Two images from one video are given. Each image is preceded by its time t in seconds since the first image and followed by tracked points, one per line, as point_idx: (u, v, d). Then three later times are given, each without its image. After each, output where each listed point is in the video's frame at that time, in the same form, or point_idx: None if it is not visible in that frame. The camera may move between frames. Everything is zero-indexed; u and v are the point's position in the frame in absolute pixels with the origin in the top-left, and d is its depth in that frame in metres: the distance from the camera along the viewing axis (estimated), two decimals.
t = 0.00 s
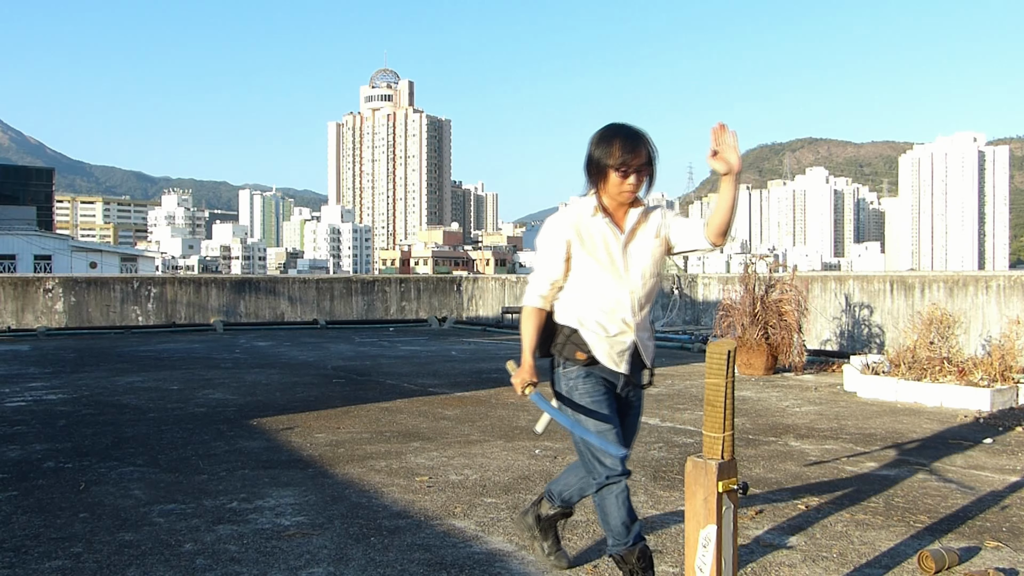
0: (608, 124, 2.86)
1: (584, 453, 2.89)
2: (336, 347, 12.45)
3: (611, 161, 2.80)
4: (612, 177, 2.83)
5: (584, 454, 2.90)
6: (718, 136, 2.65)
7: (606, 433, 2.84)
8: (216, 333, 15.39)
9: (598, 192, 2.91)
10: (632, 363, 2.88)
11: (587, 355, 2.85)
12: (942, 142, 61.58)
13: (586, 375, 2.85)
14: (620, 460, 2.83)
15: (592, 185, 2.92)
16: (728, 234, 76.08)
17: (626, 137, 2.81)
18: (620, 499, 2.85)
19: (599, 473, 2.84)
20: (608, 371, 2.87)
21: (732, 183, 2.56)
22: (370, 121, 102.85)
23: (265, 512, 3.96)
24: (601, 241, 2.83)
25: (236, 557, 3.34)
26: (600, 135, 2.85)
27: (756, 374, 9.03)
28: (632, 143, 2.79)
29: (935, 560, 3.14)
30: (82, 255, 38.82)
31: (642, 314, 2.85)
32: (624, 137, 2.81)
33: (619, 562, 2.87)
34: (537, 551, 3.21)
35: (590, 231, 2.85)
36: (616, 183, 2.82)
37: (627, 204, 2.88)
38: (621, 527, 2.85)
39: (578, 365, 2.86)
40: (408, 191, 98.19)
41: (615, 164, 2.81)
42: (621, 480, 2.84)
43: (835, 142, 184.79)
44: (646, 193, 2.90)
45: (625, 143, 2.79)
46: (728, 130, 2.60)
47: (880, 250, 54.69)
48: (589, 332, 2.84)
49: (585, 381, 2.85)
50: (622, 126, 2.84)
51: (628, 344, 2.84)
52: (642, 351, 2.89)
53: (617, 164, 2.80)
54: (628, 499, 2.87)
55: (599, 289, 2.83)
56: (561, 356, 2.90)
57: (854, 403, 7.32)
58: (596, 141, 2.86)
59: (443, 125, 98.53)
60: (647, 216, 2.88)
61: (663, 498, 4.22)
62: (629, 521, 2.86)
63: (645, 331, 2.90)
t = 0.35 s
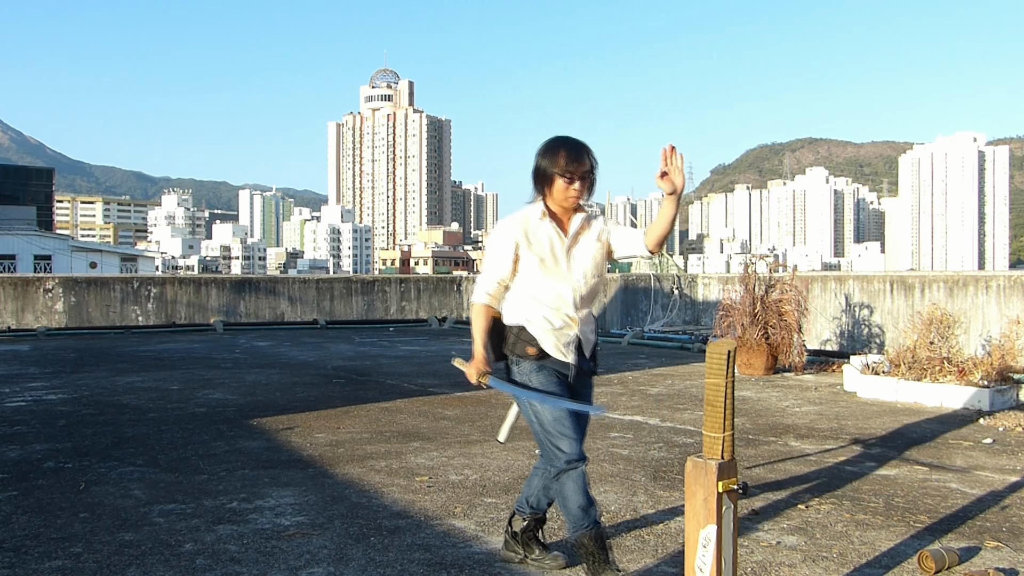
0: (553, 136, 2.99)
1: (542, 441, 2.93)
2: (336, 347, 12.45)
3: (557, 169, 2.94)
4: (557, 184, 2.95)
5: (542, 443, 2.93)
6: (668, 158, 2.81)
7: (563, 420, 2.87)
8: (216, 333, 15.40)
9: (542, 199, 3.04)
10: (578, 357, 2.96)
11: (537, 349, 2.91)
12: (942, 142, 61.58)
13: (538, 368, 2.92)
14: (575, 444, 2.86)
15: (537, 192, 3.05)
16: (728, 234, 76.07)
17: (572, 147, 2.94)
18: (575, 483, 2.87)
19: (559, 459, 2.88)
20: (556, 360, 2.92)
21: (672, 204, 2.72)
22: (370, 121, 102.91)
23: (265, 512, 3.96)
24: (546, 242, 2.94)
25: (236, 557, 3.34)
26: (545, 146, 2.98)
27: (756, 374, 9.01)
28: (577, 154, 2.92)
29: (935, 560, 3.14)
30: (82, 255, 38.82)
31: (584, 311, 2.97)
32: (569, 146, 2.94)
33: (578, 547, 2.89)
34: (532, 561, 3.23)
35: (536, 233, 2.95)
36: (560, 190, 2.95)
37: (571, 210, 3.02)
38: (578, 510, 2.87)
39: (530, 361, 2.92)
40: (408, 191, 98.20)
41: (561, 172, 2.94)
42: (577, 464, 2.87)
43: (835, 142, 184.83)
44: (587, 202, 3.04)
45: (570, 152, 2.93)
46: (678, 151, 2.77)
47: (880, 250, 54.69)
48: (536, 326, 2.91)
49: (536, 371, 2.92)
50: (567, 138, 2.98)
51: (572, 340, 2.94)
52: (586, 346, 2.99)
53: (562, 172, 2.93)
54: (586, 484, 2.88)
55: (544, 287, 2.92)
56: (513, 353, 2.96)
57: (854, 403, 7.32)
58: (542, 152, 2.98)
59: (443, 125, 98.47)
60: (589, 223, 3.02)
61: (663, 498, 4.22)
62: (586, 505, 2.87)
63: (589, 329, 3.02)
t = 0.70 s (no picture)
0: (507, 132, 3.32)
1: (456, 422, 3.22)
2: (336, 347, 12.45)
3: (513, 161, 3.25)
4: (514, 176, 3.27)
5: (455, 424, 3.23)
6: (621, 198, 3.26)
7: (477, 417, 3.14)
8: (216, 333, 15.39)
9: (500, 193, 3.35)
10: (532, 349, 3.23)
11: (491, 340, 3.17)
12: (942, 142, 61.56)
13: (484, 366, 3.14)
14: (469, 443, 3.15)
15: (495, 186, 3.36)
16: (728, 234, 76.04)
17: (524, 140, 3.27)
18: (451, 473, 3.16)
19: (457, 449, 3.15)
20: (502, 370, 3.15)
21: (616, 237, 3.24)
22: (370, 121, 102.94)
23: (265, 512, 3.96)
24: (506, 235, 3.24)
25: (236, 557, 3.34)
26: (500, 140, 3.30)
27: (756, 374, 9.01)
28: (530, 145, 3.26)
29: (935, 560, 3.14)
30: (82, 255, 38.80)
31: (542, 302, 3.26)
32: (523, 140, 3.27)
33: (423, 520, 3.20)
34: (532, 561, 3.24)
35: (496, 225, 3.24)
36: (517, 180, 3.26)
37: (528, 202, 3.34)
38: (442, 494, 3.17)
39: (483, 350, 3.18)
40: (409, 191, 98.18)
41: (516, 164, 3.26)
42: (460, 459, 3.16)
43: (835, 142, 184.83)
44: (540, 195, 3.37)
45: (525, 144, 3.26)
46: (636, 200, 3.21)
47: (880, 250, 54.65)
48: (495, 317, 3.18)
49: (481, 370, 3.15)
50: (520, 133, 3.31)
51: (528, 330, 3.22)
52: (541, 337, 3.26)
53: (518, 164, 3.26)
54: (460, 480, 3.17)
55: (504, 278, 3.21)
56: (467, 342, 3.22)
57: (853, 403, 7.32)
58: (497, 147, 3.30)
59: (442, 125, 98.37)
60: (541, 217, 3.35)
61: (663, 498, 4.22)
62: (450, 494, 3.17)
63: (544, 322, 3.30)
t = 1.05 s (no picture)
0: (458, 137, 3.29)
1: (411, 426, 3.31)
2: (336, 347, 12.45)
3: (461, 168, 3.24)
4: (462, 183, 3.27)
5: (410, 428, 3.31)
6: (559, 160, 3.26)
7: (428, 420, 3.23)
8: (217, 333, 15.39)
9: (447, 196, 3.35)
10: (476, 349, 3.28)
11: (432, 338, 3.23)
12: (942, 142, 61.59)
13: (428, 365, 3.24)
14: (423, 445, 3.22)
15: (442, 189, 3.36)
16: (728, 234, 76.08)
17: (476, 149, 3.24)
18: (414, 475, 3.24)
19: (413, 449, 3.23)
20: (446, 369, 3.25)
21: (567, 200, 3.20)
22: (370, 121, 103.01)
23: (265, 512, 3.96)
24: (451, 238, 3.27)
25: (236, 557, 3.34)
26: (450, 146, 3.28)
27: (756, 374, 9.01)
28: (482, 155, 3.23)
29: (935, 560, 3.14)
30: (82, 255, 38.79)
31: (487, 302, 3.30)
32: (474, 148, 3.24)
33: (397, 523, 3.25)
34: (532, 560, 3.24)
35: (441, 228, 3.26)
36: (465, 189, 3.26)
37: (476, 207, 3.34)
38: (410, 495, 3.25)
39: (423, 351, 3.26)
40: (409, 191, 98.19)
41: (465, 172, 3.25)
42: (419, 461, 3.23)
43: (835, 142, 184.87)
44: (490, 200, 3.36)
45: (476, 153, 3.23)
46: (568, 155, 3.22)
47: (880, 250, 54.68)
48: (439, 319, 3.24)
49: (426, 370, 3.24)
50: (471, 138, 3.28)
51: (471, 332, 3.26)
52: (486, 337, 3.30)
53: (467, 173, 3.24)
54: (424, 479, 3.26)
55: (449, 280, 3.25)
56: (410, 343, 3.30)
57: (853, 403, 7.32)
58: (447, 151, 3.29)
59: (443, 125, 98.34)
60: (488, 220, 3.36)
61: (664, 498, 4.22)
62: (417, 494, 3.25)
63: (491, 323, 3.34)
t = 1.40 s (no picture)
0: (440, 134, 3.30)
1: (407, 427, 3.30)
2: (336, 347, 12.45)
3: (443, 165, 3.24)
4: (445, 180, 3.27)
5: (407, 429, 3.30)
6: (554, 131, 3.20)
7: (425, 420, 3.23)
8: (217, 333, 15.40)
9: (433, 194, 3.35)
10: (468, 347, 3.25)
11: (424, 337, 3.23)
12: (943, 142, 61.60)
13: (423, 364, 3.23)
14: (422, 446, 3.22)
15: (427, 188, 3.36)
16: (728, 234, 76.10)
17: (456, 145, 3.24)
18: (413, 476, 3.24)
19: (412, 450, 3.23)
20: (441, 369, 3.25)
21: (554, 176, 3.13)
22: (370, 121, 103.05)
23: (265, 512, 3.96)
24: (435, 237, 3.28)
25: (236, 556, 3.34)
26: (432, 143, 3.29)
27: (756, 374, 9.01)
28: (463, 149, 3.23)
29: (935, 560, 3.14)
30: (82, 254, 38.80)
31: (481, 296, 3.28)
32: (454, 144, 3.24)
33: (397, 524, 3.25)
34: (532, 561, 3.24)
35: (426, 228, 3.28)
36: (449, 184, 3.26)
37: (463, 203, 3.34)
38: (410, 496, 3.24)
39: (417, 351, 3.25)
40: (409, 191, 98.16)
41: (447, 168, 3.25)
42: (418, 462, 3.23)
43: (835, 142, 184.90)
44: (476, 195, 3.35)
45: (455, 149, 3.23)
46: (560, 127, 3.17)
47: (880, 250, 54.69)
48: (427, 318, 3.23)
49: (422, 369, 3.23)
50: (453, 135, 3.29)
51: (463, 329, 3.22)
52: (480, 333, 3.28)
53: (449, 168, 3.24)
54: (423, 480, 3.26)
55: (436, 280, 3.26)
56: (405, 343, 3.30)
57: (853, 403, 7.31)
58: (430, 149, 3.30)
59: (443, 125, 98.31)
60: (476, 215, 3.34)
61: (664, 498, 4.22)
62: (417, 495, 3.25)
63: (484, 319, 3.30)
